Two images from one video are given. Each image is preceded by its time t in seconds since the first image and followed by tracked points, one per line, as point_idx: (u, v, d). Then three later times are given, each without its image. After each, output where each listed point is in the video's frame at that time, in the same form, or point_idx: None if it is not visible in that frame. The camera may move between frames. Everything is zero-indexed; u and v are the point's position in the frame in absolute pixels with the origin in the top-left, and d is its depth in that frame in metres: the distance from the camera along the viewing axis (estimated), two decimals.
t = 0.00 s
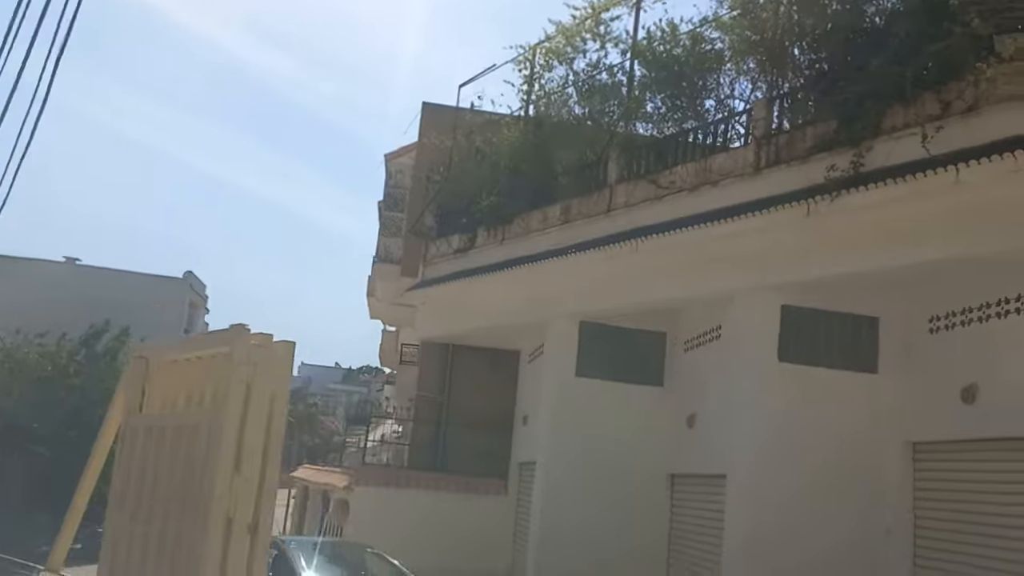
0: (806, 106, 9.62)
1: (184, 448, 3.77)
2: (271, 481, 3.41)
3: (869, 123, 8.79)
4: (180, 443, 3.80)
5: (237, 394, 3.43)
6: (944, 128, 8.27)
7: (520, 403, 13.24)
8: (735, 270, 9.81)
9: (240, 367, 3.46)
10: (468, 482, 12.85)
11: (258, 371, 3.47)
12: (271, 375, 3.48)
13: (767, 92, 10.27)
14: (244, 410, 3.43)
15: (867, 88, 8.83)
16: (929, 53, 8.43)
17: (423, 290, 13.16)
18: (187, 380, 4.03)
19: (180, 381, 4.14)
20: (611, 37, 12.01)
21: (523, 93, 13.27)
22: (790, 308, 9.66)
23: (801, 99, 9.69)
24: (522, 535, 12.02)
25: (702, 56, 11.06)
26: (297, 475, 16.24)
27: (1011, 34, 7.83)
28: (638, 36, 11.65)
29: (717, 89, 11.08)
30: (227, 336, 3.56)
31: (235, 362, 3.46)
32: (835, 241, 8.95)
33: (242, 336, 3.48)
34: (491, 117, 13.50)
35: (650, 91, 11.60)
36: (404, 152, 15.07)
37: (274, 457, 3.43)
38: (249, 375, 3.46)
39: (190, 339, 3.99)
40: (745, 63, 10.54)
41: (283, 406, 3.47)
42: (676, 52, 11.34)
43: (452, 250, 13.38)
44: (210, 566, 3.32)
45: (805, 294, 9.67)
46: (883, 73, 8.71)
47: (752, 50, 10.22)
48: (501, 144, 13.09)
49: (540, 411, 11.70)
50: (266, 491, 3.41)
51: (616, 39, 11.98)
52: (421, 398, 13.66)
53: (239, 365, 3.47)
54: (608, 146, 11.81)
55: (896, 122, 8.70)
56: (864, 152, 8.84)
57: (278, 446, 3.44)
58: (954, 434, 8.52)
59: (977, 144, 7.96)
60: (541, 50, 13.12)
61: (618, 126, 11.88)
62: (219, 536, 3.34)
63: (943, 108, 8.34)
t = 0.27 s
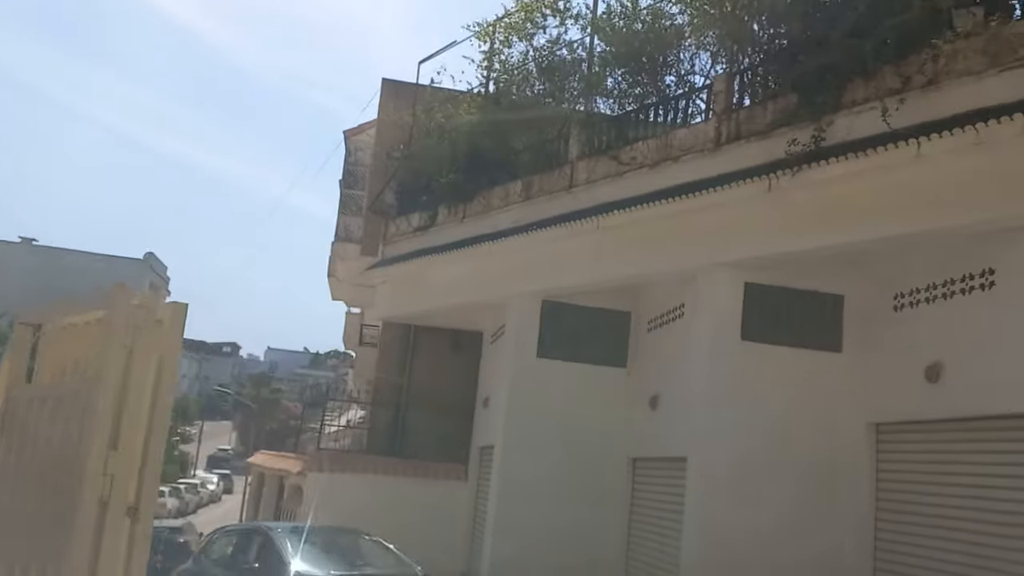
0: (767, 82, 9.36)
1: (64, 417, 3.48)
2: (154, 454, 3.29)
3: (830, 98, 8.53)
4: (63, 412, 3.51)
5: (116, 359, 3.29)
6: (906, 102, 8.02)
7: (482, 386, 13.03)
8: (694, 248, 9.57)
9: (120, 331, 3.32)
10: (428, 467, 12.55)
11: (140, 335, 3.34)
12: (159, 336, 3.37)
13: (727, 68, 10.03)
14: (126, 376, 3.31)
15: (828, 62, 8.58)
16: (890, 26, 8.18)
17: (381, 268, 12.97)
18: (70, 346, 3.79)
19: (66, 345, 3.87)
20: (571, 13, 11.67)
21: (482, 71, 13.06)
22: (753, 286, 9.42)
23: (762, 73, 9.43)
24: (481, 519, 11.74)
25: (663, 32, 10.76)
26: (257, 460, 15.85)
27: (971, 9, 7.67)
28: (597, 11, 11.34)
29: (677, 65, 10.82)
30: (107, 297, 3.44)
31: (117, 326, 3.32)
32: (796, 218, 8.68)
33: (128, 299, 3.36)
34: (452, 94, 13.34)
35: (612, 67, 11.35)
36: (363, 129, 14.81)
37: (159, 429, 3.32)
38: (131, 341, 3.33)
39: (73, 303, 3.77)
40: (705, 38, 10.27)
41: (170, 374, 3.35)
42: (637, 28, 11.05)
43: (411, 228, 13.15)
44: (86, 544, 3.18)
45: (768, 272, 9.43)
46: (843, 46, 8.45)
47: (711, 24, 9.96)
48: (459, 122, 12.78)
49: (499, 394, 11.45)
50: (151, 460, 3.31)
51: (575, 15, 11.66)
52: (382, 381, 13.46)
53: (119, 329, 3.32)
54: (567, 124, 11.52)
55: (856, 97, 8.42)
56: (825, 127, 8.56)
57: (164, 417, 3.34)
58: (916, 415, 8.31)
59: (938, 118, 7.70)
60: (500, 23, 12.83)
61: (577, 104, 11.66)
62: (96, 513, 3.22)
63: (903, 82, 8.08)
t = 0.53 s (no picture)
0: (750, 76, 9.38)
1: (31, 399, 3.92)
2: (113, 438, 3.78)
3: (812, 91, 8.53)
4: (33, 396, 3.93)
5: (72, 348, 3.62)
6: (887, 95, 8.05)
7: (464, 379, 13.05)
8: (674, 243, 9.58)
9: (76, 321, 3.66)
10: (411, 461, 12.55)
11: (95, 325, 3.68)
12: (120, 325, 3.81)
13: (711, 61, 10.01)
14: (83, 363, 3.65)
15: (810, 55, 8.57)
16: (872, 19, 8.19)
17: (363, 263, 13.03)
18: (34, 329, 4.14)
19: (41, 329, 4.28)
20: (555, 5, 11.64)
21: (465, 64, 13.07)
22: (734, 280, 9.44)
23: (746, 66, 9.45)
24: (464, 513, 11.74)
25: (646, 24, 10.70)
26: (240, 455, 15.79)
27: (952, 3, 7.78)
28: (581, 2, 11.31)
29: (661, 58, 10.75)
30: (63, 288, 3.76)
31: (74, 319, 3.65)
32: (776, 212, 8.69)
33: (84, 288, 3.67)
34: (436, 87, 13.39)
35: (596, 59, 11.38)
36: (346, 122, 14.90)
37: (116, 413, 3.78)
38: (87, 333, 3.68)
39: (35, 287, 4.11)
40: (690, 31, 10.23)
41: (127, 361, 3.81)
42: (621, 21, 10.96)
43: (394, 222, 13.14)
44: (44, 525, 3.54)
45: (750, 266, 9.45)
46: (825, 40, 8.45)
47: (694, 17, 9.93)
48: (442, 115, 12.79)
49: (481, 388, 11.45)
50: (109, 445, 3.76)
51: (560, 6, 11.65)
52: (363, 374, 13.49)
53: (77, 319, 3.66)
54: (551, 117, 11.53)
55: (838, 90, 8.45)
56: (806, 120, 8.58)
57: (121, 404, 3.79)
58: (896, 408, 8.35)
59: (918, 112, 7.72)
60: (482, 15, 12.79)
61: (562, 97, 11.77)
62: (50, 499, 3.57)
63: (885, 75, 8.11)
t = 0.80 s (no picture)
0: (746, 80, 9.39)
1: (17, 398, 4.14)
2: (104, 434, 4.13)
3: (808, 96, 8.53)
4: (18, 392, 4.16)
5: (63, 348, 3.93)
6: (883, 100, 8.06)
7: (458, 381, 13.03)
8: (669, 246, 9.58)
9: (68, 321, 3.96)
10: (404, 462, 12.52)
11: (87, 324, 4.00)
12: (114, 325, 4.18)
13: (707, 65, 10.01)
14: (74, 362, 3.98)
15: (807, 59, 8.58)
16: (868, 23, 8.20)
17: (356, 263, 13.04)
18: (22, 331, 4.41)
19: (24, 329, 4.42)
20: (552, 8, 11.64)
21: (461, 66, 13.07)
22: (728, 283, 9.45)
23: (742, 71, 9.45)
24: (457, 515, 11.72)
25: (643, 27, 10.71)
26: (231, 455, 15.75)
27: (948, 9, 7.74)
28: (578, 5, 11.30)
29: (657, 62, 10.77)
30: (53, 289, 4.04)
31: (66, 319, 3.95)
32: (771, 216, 8.70)
33: (76, 288, 3.98)
34: (431, 88, 13.37)
35: (591, 62, 11.36)
36: (343, 122, 14.91)
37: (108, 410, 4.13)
38: (81, 332, 3.99)
39: (25, 291, 4.31)
40: (686, 35, 10.21)
41: (117, 360, 4.16)
42: (617, 24, 10.95)
43: (388, 224, 13.14)
44: (40, 515, 3.86)
45: (744, 270, 9.46)
46: (822, 45, 8.47)
47: (691, 20, 9.91)
48: (437, 117, 12.79)
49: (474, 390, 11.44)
50: (102, 438, 4.14)
51: (557, 8, 11.64)
52: (358, 375, 13.51)
53: (69, 318, 3.96)
54: (547, 118, 11.59)
55: (834, 95, 8.45)
56: (802, 125, 8.57)
57: (113, 400, 4.16)
58: (890, 413, 8.36)
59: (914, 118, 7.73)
60: (479, 17, 12.79)
61: (557, 99, 11.76)
62: (43, 497, 3.88)
63: (882, 80, 8.12)
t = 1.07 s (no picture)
0: (740, 79, 9.37)
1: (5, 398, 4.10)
2: (93, 434, 4.09)
3: (802, 95, 8.51)
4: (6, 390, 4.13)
5: (50, 346, 3.92)
6: (877, 99, 8.05)
7: (452, 380, 13.02)
8: (663, 245, 9.58)
9: (55, 319, 3.94)
10: (398, 462, 12.50)
11: (75, 322, 3.97)
12: (100, 323, 4.14)
13: (702, 64, 10.01)
14: (62, 361, 3.95)
15: (801, 59, 8.57)
16: (863, 23, 8.20)
17: (351, 262, 13.03)
18: (9, 329, 4.38)
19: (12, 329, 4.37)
20: (546, 7, 11.62)
21: (456, 64, 13.05)
22: (722, 282, 9.44)
23: (736, 70, 9.44)
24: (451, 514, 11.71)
25: (638, 27, 10.69)
26: (224, 455, 15.73)
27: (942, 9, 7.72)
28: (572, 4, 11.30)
29: (652, 60, 10.77)
30: (41, 287, 4.01)
31: (54, 317, 3.93)
32: (765, 215, 8.70)
33: (63, 286, 3.95)
34: (426, 87, 13.35)
35: (586, 61, 11.34)
36: (336, 121, 14.89)
37: (96, 409, 4.10)
38: (68, 331, 3.96)
39: (14, 289, 4.26)
40: (680, 34, 10.19)
41: (107, 359, 4.14)
42: (611, 23, 10.95)
43: (382, 222, 13.13)
44: (23, 516, 3.83)
45: (738, 269, 9.46)
46: (816, 44, 8.46)
47: (685, 19, 9.89)
48: (431, 116, 12.76)
49: (468, 389, 11.43)
50: (89, 438, 4.08)
51: (552, 7, 11.62)
52: (352, 374, 13.56)
53: (56, 316, 3.94)
54: (542, 117, 11.53)
55: (828, 94, 8.44)
56: (796, 124, 8.55)
57: (100, 400, 4.10)
58: (884, 412, 8.35)
59: (908, 117, 7.72)
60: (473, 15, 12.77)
61: (552, 97, 11.73)
62: (30, 496, 3.86)
63: (875, 79, 8.12)
